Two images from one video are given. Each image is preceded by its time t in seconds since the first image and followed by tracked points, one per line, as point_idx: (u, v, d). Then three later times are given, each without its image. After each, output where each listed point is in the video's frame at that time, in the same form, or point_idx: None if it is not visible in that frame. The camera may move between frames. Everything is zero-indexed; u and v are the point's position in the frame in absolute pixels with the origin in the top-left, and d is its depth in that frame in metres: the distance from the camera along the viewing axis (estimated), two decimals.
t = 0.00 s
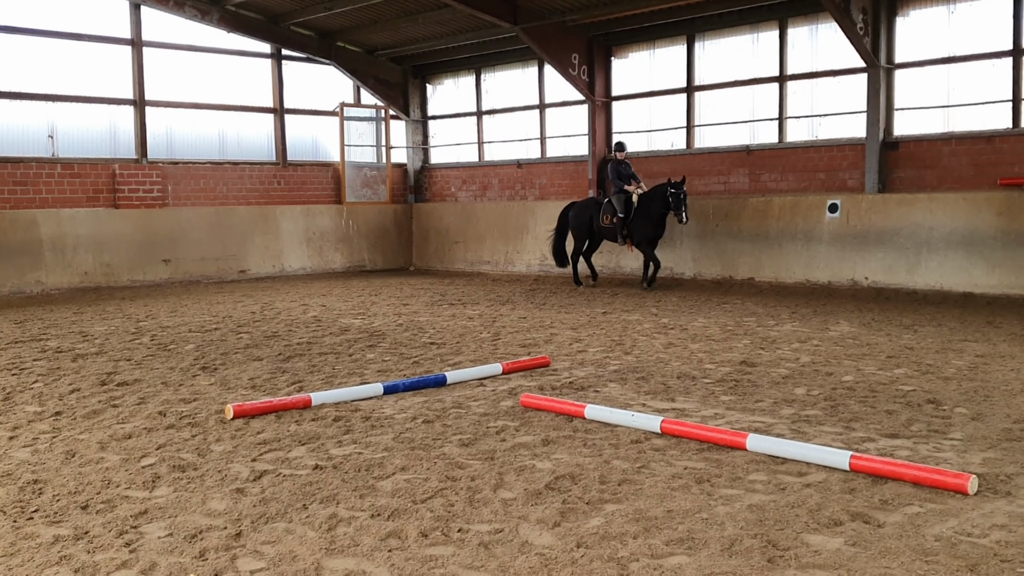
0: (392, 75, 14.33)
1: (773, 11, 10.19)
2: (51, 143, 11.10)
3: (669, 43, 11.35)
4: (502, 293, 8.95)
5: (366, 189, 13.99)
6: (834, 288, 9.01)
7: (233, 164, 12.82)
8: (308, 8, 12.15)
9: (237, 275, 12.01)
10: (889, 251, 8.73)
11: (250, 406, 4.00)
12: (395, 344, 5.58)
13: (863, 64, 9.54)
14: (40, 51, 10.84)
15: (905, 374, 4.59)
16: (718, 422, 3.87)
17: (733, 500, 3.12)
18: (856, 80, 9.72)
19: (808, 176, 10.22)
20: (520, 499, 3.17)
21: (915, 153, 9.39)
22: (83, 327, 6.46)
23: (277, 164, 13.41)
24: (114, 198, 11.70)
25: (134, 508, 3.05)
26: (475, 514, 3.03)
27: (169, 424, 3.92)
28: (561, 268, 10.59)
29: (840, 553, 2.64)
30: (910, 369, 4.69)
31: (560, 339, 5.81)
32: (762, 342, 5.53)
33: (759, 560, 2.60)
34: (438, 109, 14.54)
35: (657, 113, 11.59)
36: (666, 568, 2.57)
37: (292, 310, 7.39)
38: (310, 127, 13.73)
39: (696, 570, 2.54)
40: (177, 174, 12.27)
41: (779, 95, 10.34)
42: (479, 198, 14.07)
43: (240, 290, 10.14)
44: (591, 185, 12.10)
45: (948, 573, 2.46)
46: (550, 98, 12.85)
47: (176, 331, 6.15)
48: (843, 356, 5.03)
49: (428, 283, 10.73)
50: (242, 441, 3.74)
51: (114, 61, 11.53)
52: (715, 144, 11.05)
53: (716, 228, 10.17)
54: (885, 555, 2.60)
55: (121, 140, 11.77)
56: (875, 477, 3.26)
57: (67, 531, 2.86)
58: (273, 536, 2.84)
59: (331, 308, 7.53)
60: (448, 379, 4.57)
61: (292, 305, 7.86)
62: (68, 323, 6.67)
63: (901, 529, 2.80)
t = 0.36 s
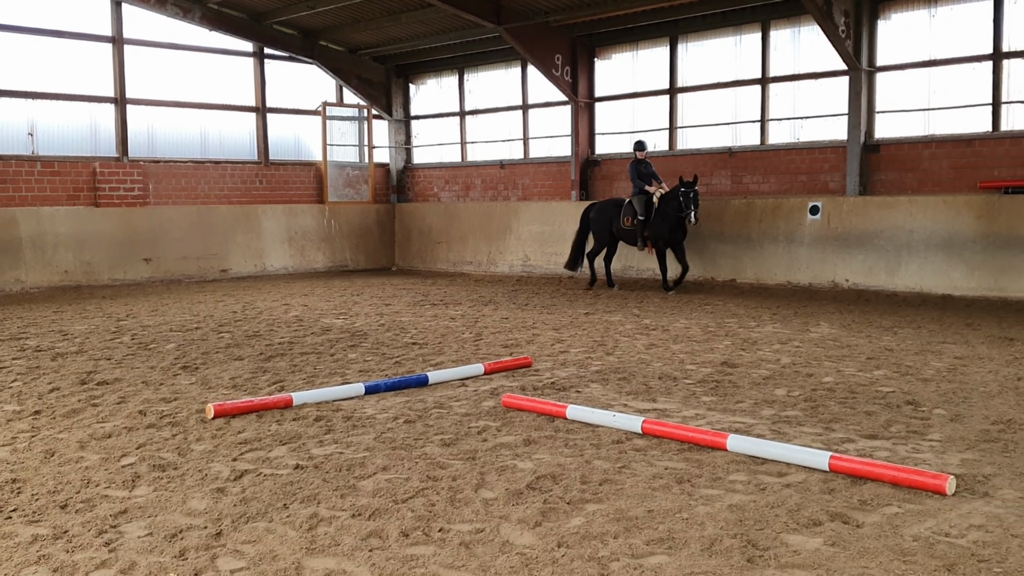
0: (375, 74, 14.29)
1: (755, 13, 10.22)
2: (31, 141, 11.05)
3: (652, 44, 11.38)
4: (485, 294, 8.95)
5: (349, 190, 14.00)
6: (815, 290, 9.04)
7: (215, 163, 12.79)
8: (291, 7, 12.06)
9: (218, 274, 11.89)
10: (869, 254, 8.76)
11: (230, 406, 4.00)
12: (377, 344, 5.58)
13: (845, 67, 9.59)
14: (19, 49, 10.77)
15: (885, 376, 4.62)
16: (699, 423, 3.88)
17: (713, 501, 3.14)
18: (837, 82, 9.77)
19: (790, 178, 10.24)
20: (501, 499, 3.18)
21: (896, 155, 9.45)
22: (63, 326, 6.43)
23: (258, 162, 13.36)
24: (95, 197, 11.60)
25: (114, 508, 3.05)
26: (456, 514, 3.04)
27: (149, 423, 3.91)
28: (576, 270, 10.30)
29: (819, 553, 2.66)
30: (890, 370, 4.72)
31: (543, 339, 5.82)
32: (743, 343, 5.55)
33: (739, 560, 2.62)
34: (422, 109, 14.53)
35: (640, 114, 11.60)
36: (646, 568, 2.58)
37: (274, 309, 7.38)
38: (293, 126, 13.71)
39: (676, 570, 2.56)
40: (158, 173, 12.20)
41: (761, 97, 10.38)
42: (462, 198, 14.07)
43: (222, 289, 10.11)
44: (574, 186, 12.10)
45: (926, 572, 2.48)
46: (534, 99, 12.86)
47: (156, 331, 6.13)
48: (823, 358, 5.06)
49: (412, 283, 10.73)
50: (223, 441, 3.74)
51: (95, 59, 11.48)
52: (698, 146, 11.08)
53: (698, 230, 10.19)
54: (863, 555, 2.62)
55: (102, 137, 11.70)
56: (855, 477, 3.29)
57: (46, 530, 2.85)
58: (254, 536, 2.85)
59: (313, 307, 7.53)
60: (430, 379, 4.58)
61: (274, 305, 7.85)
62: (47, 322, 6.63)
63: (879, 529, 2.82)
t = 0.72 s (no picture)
0: (365, 74, 14.26)
1: (746, 14, 10.23)
2: (20, 139, 11.03)
3: (642, 45, 11.39)
4: (475, 294, 8.95)
5: (339, 190, 14.08)
6: (805, 291, 9.05)
7: (205, 162, 12.78)
8: (282, 6, 12.02)
9: (207, 274, 11.85)
10: (858, 255, 8.78)
11: (220, 404, 4.01)
12: (367, 344, 5.59)
13: (834, 69, 9.61)
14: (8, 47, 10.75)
15: (873, 377, 4.63)
16: (688, 423, 3.89)
17: (702, 501, 3.15)
18: (827, 84, 9.79)
19: (780, 179, 10.26)
20: (490, 498, 3.19)
21: (885, 157, 9.46)
22: (51, 325, 6.41)
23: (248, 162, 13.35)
24: (85, 196, 11.65)
25: (103, 507, 3.05)
26: (445, 514, 3.04)
27: (138, 422, 3.91)
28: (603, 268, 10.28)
29: (807, 553, 2.67)
30: (879, 372, 4.73)
31: (532, 339, 5.82)
32: (732, 344, 5.57)
33: (727, 560, 2.63)
34: (413, 109, 14.51)
35: (630, 115, 11.62)
36: (634, 568, 2.59)
37: (264, 309, 7.37)
38: (283, 126, 13.71)
39: (664, 570, 2.57)
40: (148, 172, 12.21)
41: (751, 98, 10.39)
42: (453, 198, 14.06)
43: (212, 288, 10.11)
44: (564, 186, 12.11)
45: (913, 572, 2.49)
46: (524, 99, 12.86)
47: (145, 330, 6.12)
48: (812, 359, 5.07)
49: (403, 283, 10.74)
50: (212, 440, 3.74)
51: (85, 58, 11.46)
52: (688, 146, 11.09)
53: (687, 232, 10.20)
54: (851, 555, 2.63)
55: (91, 136, 11.68)
56: (843, 477, 3.30)
57: (34, 529, 2.85)
58: (243, 535, 2.85)
59: (302, 307, 7.51)
60: (419, 379, 4.59)
61: (263, 304, 7.84)
62: (36, 321, 6.62)
63: (867, 529, 2.84)
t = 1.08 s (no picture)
0: (358, 74, 14.24)
1: (738, 16, 10.25)
2: (11, 138, 11.02)
3: (635, 46, 11.40)
4: (466, 295, 8.94)
5: (331, 189, 13.94)
6: (797, 292, 9.06)
7: (197, 162, 12.75)
8: (275, 5, 12.00)
9: (199, 273, 11.82)
10: (850, 256, 8.81)
11: (212, 404, 4.00)
12: (359, 344, 5.58)
13: (826, 70, 9.64)
14: None
15: (864, 378, 4.65)
16: (679, 423, 3.89)
17: (693, 500, 3.16)
18: (819, 86, 9.81)
19: (772, 180, 10.28)
20: (481, 498, 3.19)
21: (876, 159, 9.48)
22: (42, 324, 6.39)
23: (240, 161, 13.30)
24: (76, 194, 11.65)
25: (93, 506, 3.04)
26: (437, 513, 3.04)
27: (129, 422, 3.90)
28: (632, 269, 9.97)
29: (797, 552, 2.68)
30: (869, 372, 4.75)
31: (524, 339, 5.82)
32: (724, 344, 5.58)
33: (718, 560, 2.64)
34: (406, 108, 14.50)
35: (623, 116, 11.63)
36: (625, 568, 2.60)
37: (255, 308, 7.36)
38: (276, 125, 13.68)
39: (655, 570, 2.57)
40: (138, 171, 12.21)
41: (743, 100, 10.41)
42: (445, 198, 14.05)
43: (203, 288, 10.08)
44: (557, 186, 12.12)
45: (902, 572, 2.50)
46: (517, 100, 12.86)
47: (136, 329, 6.11)
48: (803, 359, 5.09)
49: (396, 282, 10.75)
50: (203, 440, 3.73)
51: (76, 56, 11.43)
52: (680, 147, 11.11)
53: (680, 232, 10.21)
54: (842, 555, 2.64)
55: (83, 135, 11.65)
56: (833, 477, 3.31)
57: (23, 529, 2.84)
58: (233, 535, 2.84)
59: (294, 307, 7.50)
60: (411, 379, 4.58)
61: (255, 304, 7.83)
62: (26, 320, 6.60)
63: (857, 529, 2.85)
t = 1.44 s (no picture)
0: (354, 75, 14.23)
1: (734, 17, 10.28)
2: (6, 138, 10.96)
3: (631, 47, 11.40)
4: (463, 296, 8.94)
5: (327, 190, 13.95)
6: (793, 293, 9.06)
7: (193, 163, 12.73)
8: (271, 6, 12.00)
9: (195, 274, 11.80)
10: (845, 257, 8.82)
11: (208, 405, 4.00)
12: (355, 345, 5.58)
13: (822, 71, 9.66)
14: None
15: (860, 378, 4.66)
16: (676, 424, 3.89)
17: (689, 501, 3.16)
18: (815, 87, 9.83)
19: (768, 181, 10.30)
20: (478, 499, 3.19)
21: (872, 160, 9.49)
22: (37, 325, 6.38)
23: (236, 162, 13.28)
24: (71, 195, 11.56)
25: (89, 508, 3.03)
26: (433, 515, 3.04)
27: (125, 423, 3.90)
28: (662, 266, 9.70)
29: (794, 553, 2.68)
30: (865, 373, 4.76)
31: (521, 340, 5.82)
32: (721, 345, 5.59)
33: (715, 560, 2.64)
34: (402, 109, 14.49)
35: (619, 117, 11.65)
36: (622, 568, 2.60)
37: (251, 309, 7.35)
38: (272, 126, 13.65)
39: (652, 570, 2.58)
40: (135, 172, 12.13)
41: (740, 101, 10.43)
42: (442, 199, 14.04)
43: (199, 289, 10.07)
44: (553, 188, 12.12)
45: (899, 572, 2.51)
46: (513, 101, 12.87)
47: (132, 331, 6.09)
48: (800, 360, 5.09)
49: (392, 283, 10.76)
50: (199, 441, 3.73)
51: (72, 57, 11.41)
52: (676, 148, 11.12)
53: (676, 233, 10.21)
54: (838, 555, 2.65)
55: (79, 135, 11.62)
56: (829, 478, 3.31)
57: (19, 531, 2.84)
58: (230, 536, 2.84)
59: (291, 308, 7.49)
60: (408, 380, 4.58)
61: (251, 305, 7.82)
62: (22, 321, 6.58)
63: (853, 530, 2.85)
